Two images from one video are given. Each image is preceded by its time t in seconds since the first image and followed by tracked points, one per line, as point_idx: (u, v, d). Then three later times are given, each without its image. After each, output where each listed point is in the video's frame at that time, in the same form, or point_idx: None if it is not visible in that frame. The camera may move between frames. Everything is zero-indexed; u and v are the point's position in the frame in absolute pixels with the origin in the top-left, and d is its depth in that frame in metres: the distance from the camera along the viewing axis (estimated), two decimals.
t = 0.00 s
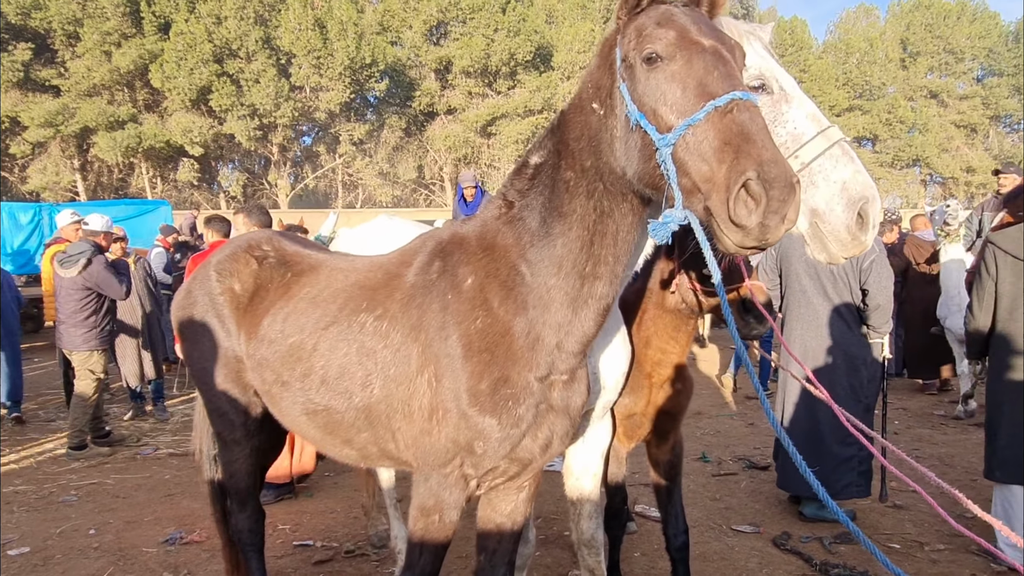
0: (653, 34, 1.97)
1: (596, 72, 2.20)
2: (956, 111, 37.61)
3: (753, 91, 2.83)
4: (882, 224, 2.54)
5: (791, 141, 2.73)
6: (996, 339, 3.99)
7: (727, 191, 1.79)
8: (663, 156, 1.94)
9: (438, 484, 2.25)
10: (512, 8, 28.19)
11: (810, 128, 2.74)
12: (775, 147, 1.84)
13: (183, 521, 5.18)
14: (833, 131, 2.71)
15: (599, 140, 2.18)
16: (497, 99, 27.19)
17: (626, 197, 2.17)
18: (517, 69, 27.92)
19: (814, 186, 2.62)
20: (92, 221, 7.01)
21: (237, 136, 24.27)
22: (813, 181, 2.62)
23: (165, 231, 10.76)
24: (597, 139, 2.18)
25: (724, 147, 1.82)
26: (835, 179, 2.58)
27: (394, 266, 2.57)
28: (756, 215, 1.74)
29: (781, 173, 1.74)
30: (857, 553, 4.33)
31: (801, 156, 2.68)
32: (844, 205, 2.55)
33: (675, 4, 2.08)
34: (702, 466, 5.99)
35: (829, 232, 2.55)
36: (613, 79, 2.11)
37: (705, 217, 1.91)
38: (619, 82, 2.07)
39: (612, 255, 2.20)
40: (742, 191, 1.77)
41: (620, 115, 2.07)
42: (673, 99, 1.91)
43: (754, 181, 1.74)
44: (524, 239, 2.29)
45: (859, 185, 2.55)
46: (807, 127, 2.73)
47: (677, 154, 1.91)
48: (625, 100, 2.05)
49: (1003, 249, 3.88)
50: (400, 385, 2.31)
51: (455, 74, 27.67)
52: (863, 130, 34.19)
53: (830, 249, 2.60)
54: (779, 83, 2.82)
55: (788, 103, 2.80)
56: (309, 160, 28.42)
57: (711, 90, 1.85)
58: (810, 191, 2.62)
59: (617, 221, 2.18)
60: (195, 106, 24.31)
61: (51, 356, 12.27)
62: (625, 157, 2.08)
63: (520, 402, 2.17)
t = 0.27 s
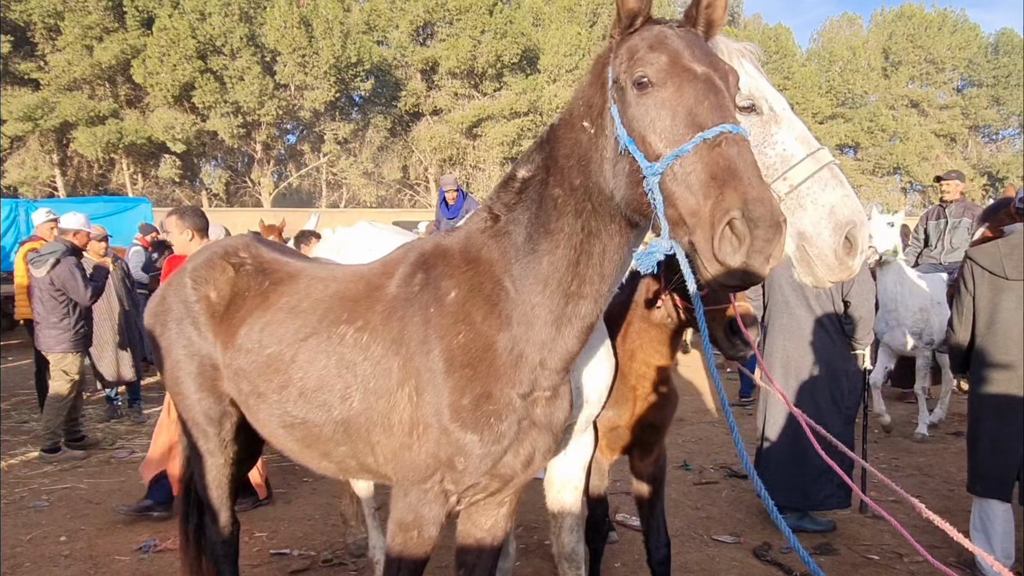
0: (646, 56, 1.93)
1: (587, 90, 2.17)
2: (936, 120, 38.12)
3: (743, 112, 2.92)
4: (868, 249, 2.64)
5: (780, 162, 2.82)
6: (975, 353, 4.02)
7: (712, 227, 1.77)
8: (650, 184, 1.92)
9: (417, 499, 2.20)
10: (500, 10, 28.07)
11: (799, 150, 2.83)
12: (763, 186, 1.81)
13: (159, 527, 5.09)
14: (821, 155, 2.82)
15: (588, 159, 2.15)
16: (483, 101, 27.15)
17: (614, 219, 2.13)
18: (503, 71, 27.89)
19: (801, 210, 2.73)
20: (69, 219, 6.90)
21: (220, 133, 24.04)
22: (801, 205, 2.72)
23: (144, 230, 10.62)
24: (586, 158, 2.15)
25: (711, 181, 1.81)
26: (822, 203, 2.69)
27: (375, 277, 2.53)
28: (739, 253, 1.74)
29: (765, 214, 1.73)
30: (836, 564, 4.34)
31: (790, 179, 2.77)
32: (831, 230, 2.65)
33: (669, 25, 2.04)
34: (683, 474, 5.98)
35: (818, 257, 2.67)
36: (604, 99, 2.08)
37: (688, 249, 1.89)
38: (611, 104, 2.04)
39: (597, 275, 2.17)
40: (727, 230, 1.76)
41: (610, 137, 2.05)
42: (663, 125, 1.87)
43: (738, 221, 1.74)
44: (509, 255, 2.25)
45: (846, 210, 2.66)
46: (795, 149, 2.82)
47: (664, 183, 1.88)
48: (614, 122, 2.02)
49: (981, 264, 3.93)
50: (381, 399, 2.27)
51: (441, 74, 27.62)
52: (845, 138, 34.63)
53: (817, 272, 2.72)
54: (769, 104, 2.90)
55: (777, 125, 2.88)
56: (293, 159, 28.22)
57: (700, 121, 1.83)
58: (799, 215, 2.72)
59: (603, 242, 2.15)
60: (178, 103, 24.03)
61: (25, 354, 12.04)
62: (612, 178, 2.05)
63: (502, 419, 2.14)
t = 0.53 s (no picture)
0: (630, 75, 1.92)
1: (572, 102, 2.16)
2: (917, 124, 38.61)
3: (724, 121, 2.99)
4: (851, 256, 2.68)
5: (760, 170, 2.88)
6: (951, 358, 4.06)
7: (687, 255, 1.78)
8: (629, 206, 1.92)
9: (395, 506, 2.18)
10: (486, 10, 27.95)
11: (779, 158, 2.89)
12: (739, 216, 1.82)
13: (136, 531, 5.04)
14: (802, 162, 2.87)
15: (572, 171, 2.14)
16: (469, 101, 27.12)
17: (594, 233, 2.13)
18: (489, 72, 27.87)
19: (782, 219, 2.79)
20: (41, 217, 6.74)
21: (203, 132, 23.83)
22: (781, 214, 2.79)
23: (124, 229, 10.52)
24: (570, 169, 2.14)
25: (689, 210, 1.81)
26: (803, 212, 2.75)
27: (354, 283, 2.50)
28: (712, 287, 1.75)
29: (740, 246, 1.74)
30: (814, 567, 4.37)
31: (770, 187, 2.83)
32: (811, 237, 2.72)
33: (655, 41, 2.03)
34: (665, 476, 6.00)
35: (799, 265, 2.74)
36: (588, 112, 2.07)
37: (664, 271, 1.90)
38: (595, 119, 2.03)
39: (577, 285, 2.17)
40: (702, 261, 1.76)
41: (592, 152, 2.04)
42: (645, 145, 1.87)
43: (713, 253, 1.74)
44: (491, 264, 2.25)
45: (826, 218, 2.72)
46: (776, 157, 2.88)
47: (644, 205, 1.88)
48: (597, 139, 2.02)
49: (957, 270, 4.00)
50: (360, 405, 2.25)
51: (427, 74, 27.55)
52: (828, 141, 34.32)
53: (799, 279, 2.79)
54: (748, 113, 2.97)
55: (757, 133, 2.95)
56: (278, 158, 28.03)
57: (681, 147, 1.83)
58: (780, 223, 2.79)
59: (584, 254, 2.15)
60: (160, 100, 23.78)
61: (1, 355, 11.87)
62: (594, 194, 2.05)
63: (481, 426, 2.12)
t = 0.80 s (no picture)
0: (631, 107, 1.98)
1: (571, 124, 2.22)
2: (904, 131, 39.03)
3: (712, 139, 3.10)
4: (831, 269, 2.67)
5: (745, 184, 2.95)
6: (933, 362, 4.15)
7: (681, 289, 1.84)
8: (626, 234, 1.99)
9: (388, 507, 2.22)
10: (476, 15, 28.15)
11: (763, 171, 2.96)
12: (732, 251, 1.89)
13: (127, 535, 5.05)
14: (786, 175, 2.93)
15: (568, 190, 2.20)
16: (459, 106, 27.20)
17: (587, 252, 2.19)
18: (479, 76, 27.97)
19: (764, 230, 2.83)
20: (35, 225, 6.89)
21: (192, 135, 23.77)
22: (764, 225, 2.83)
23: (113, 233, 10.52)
24: (567, 189, 2.20)
25: (684, 244, 1.87)
26: (784, 223, 2.79)
27: (348, 289, 2.56)
28: (705, 321, 1.81)
29: (733, 283, 1.81)
30: (799, 569, 4.43)
31: (753, 200, 2.90)
32: (791, 249, 2.74)
33: (656, 70, 2.09)
34: (652, 479, 6.06)
35: (781, 278, 2.74)
36: (587, 135, 2.13)
37: (657, 298, 1.97)
38: (593, 144, 2.09)
39: (570, 297, 2.23)
40: (693, 297, 1.83)
41: (589, 176, 2.11)
42: (642, 177, 1.93)
43: (705, 289, 1.81)
44: (485, 276, 2.31)
45: (807, 230, 2.75)
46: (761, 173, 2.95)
47: (640, 234, 1.95)
48: (596, 164, 2.08)
49: (940, 276, 4.09)
50: (353, 409, 2.30)
51: (417, 79, 27.59)
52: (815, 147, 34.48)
53: (779, 290, 2.77)
54: (735, 130, 3.07)
55: (743, 148, 3.05)
56: (267, 161, 27.98)
57: (679, 184, 1.88)
58: (763, 234, 2.83)
59: (577, 270, 2.22)
60: (149, 103, 23.72)
61: None
62: (590, 217, 2.12)
63: (473, 430, 2.18)
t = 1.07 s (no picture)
0: (637, 134, 2.05)
1: (577, 142, 2.29)
2: (898, 130, 39.26)
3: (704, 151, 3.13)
4: (814, 282, 2.74)
5: (735, 196, 3.01)
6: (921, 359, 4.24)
7: (681, 315, 1.91)
8: (629, 258, 2.07)
9: (387, 504, 2.29)
10: (471, 18, 28.29)
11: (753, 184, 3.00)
12: (731, 280, 1.97)
13: (127, 537, 5.10)
14: (775, 189, 2.98)
15: (573, 205, 2.27)
16: (455, 108, 27.28)
17: (587, 263, 2.27)
18: (475, 79, 28.06)
19: (752, 242, 2.89)
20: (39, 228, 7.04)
21: (188, 139, 23.80)
22: (751, 237, 2.89)
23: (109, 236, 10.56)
24: (572, 204, 2.27)
25: (684, 273, 1.95)
26: (771, 236, 2.86)
27: (349, 291, 2.62)
28: (702, 345, 1.90)
29: (730, 318, 1.88)
30: (792, 564, 4.50)
31: (742, 212, 2.95)
32: (776, 261, 2.81)
33: (661, 95, 2.15)
34: (647, 478, 6.13)
35: (766, 289, 2.81)
36: (593, 155, 2.20)
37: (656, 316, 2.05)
38: (599, 165, 2.17)
39: (568, 304, 2.32)
40: (693, 326, 1.90)
41: (594, 199, 2.19)
42: (647, 204, 2.00)
43: (705, 318, 1.88)
44: (484, 282, 2.38)
45: (793, 243, 2.82)
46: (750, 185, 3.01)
47: (642, 258, 2.03)
48: (601, 185, 2.16)
49: (928, 275, 4.16)
50: (354, 408, 2.36)
51: (413, 81, 27.64)
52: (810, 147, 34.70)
53: (764, 300, 2.84)
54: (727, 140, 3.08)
55: (734, 160, 3.08)
56: (263, 165, 27.98)
57: (681, 213, 1.96)
58: (750, 244, 2.89)
59: (576, 280, 2.30)
60: (145, 107, 23.75)
61: None
62: (594, 236, 2.20)
63: (471, 429, 2.24)
